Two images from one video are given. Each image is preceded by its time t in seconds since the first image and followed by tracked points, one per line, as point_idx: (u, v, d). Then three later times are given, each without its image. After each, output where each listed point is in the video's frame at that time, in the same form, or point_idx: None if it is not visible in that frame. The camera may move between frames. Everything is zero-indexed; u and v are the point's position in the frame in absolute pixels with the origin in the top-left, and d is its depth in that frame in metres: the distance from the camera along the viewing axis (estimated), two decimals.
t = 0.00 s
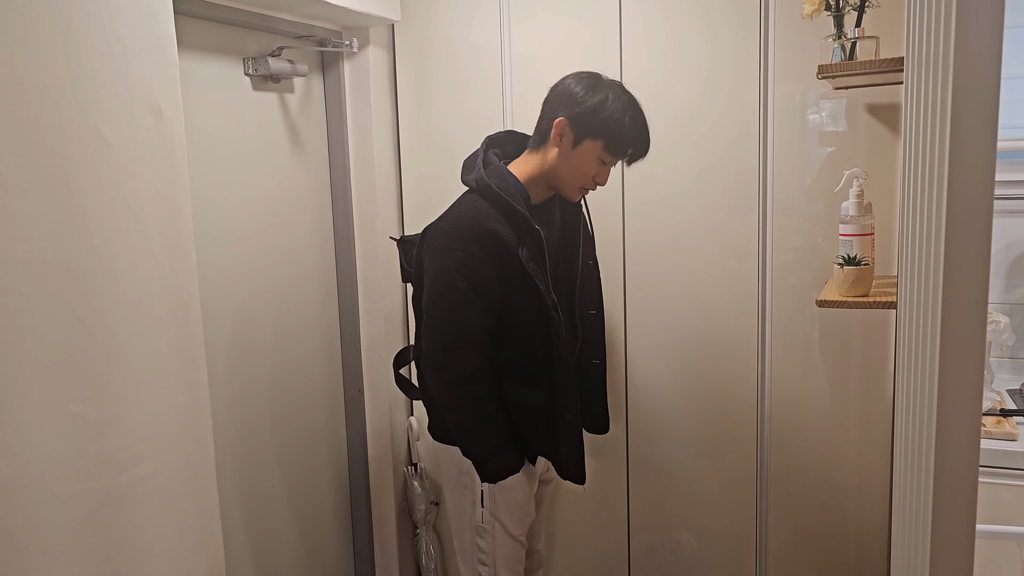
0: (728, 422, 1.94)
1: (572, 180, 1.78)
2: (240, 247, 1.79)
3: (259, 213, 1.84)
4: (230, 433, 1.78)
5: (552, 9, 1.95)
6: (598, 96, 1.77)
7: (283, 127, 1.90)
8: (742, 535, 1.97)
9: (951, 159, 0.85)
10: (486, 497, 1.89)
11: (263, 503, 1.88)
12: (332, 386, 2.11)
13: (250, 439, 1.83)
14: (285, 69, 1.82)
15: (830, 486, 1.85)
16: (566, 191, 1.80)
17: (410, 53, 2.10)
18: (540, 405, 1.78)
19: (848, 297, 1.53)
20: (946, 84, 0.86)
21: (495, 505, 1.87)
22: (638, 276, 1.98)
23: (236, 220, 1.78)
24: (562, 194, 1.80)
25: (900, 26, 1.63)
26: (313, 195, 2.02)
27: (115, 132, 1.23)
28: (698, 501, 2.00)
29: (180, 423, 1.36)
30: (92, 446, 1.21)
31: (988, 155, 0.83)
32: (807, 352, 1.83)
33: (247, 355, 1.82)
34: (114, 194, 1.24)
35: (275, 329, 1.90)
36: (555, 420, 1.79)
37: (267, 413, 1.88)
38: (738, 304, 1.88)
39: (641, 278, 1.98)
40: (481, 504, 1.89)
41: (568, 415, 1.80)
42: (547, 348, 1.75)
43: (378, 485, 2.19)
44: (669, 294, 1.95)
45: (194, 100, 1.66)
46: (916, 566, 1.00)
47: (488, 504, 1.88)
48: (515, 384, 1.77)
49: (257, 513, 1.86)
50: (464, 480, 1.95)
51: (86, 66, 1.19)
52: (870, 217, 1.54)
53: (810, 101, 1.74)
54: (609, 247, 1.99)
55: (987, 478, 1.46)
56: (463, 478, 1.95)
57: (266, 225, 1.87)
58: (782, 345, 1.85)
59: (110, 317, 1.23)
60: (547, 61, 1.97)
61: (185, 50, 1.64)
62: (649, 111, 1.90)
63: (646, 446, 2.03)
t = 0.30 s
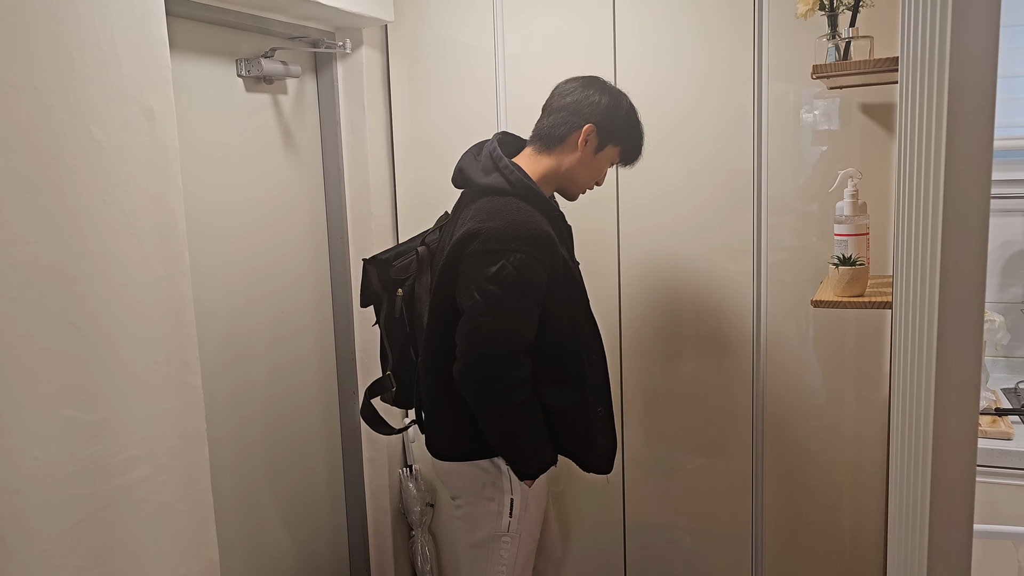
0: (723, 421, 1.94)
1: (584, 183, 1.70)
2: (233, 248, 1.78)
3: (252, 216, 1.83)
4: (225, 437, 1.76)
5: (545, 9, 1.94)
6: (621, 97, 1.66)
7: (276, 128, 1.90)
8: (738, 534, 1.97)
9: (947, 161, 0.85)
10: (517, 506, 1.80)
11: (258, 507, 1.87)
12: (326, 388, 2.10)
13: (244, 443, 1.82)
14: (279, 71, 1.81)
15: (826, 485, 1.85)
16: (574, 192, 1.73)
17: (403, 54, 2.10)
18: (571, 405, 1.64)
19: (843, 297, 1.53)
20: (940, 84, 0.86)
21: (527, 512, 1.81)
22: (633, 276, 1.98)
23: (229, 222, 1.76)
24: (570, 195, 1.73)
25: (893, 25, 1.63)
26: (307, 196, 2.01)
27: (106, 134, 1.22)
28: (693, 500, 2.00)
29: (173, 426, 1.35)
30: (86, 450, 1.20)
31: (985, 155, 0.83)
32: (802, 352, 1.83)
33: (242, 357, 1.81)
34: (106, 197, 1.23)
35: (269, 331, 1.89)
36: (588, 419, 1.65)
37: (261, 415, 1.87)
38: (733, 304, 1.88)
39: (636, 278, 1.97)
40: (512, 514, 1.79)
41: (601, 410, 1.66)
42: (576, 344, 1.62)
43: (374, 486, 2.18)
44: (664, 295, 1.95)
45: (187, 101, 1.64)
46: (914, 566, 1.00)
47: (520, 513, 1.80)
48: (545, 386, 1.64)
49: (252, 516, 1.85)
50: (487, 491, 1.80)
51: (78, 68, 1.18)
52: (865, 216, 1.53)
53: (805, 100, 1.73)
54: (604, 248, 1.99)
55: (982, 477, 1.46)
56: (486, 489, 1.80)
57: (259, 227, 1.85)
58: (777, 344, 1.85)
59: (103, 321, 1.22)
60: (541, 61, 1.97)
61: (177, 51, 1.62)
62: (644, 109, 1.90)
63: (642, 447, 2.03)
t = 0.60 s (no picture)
0: (720, 420, 1.93)
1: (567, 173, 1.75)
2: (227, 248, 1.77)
3: (246, 216, 1.82)
4: (220, 438, 1.76)
5: (540, 8, 1.94)
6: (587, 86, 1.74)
7: (270, 128, 1.89)
8: (735, 533, 1.97)
9: (940, 158, 0.85)
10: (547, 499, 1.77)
11: (254, 508, 1.87)
12: (322, 388, 2.10)
13: (239, 443, 1.82)
14: (273, 70, 1.81)
15: (822, 484, 1.85)
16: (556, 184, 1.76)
17: (398, 53, 2.09)
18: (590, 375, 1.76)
19: (838, 295, 1.52)
20: (934, 80, 0.86)
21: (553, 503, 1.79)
22: (629, 275, 1.97)
23: (223, 222, 1.76)
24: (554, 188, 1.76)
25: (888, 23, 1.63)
26: (302, 196, 2.01)
27: (98, 135, 1.22)
28: (690, 499, 2.00)
29: (167, 427, 1.35)
30: (79, 452, 1.20)
31: (979, 153, 0.83)
32: (799, 350, 1.82)
33: (237, 357, 1.80)
34: (98, 198, 1.22)
35: (264, 331, 1.89)
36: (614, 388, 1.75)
37: (256, 416, 1.87)
38: (729, 303, 1.88)
39: (632, 276, 1.97)
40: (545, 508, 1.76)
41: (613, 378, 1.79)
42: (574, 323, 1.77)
43: (370, 487, 2.18)
44: (660, 294, 1.95)
45: (179, 100, 1.63)
46: (908, 566, 0.99)
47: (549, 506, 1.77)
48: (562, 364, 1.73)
49: (248, 516, 1.85)
50: (522, 490, 1.73)
51: (69, 68, 1.17)
52: (860, 215, 1.53)
53: (801, 98, 1.73)
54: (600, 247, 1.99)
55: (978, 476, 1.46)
56: (521, 487, 1.73)
57: (253, 226, 1.85)
58: (773, 343, 1.85)
59: (95, 323, 1.22)
60: (536, 60, 1.96)
61: (170, 50, 1.61)
62: (639, 107, 1.89)
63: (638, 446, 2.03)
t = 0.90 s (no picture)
0: (721, 420, 1.92)
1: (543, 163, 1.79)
2: (224, 248, 1.76)
3: (244, 215, 1.81)
4: (218, 439, 1.75)
5: (539, 7, 1.93)
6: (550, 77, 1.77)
7: (268, 128, 1.88)
8: (737, 534, 1.96)
9: (942, 158, 0.84)
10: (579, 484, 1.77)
11: (253, 509, 1.86)
12: (321, 388, 2.09)
13: (238, 445, 1.81)
14: (270, 70, 1.80)
15: (824, 485, 1.84)
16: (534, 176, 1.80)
17: (397, 52, 2.08)
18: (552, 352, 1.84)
19: (840, 296, 1.51)
20: (936, 79, 0.85)
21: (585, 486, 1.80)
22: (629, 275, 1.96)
23: (221, 221, 1.75)
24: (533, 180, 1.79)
25: (890, 21, 1.62)
26: (300, 196, 2.00)
27: (93, 135, 1.21)
28: (691, 500, 1.99)
29: (162, 429, 1.34)
30: (73, 455, 1.19)
31: (982, 152, 0.82)
32: (800, 351, 1.81)
33: (234, 358, 1.79)
34: (92, 198, 1.21)
35: (262, 332, 1.88)
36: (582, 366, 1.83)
37: (255, 417, 1.86)
38: (730, 303, 1.87)
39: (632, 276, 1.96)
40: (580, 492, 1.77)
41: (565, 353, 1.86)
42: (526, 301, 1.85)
43: (370, 488, 2.17)
44: (661, 294, 1.94)
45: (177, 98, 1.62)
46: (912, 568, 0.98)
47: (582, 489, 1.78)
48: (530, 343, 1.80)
49: (246, 518, 1.84)
50: (557, 481, 1.72)
51: (63, 68, 1.16)
52: (861, 214, 1.52)
53: (801, 97, 1.72)
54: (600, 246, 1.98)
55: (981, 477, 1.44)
56: (556, 478, 1.71)
57: (251, 226, 1.84)
58: (775, 343, 1.84)
59: (89, 325, 1.21)
60: (535, 59, 1.95)
61: (166, 49, 1.60)
62: (638, 106, 1.88)
63: (639, 447, 2.02)
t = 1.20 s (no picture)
0: (725, 425, 1.91)
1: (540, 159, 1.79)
2: (227, 251, 1.75)
3: (246, 218, 1.80)
4: (220, 443, 1.74)
5: (544, 8, 1.92)
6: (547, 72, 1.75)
7: (271, 130, 1.87)
8: (741, 540, 1.94)
9: (954, 163, 0.82)
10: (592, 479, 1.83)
11: (254, 514, 1.85)
12: (323, 392, 2.08)
13: (240, 449, 1.80)
14: (273, 72, 1.79)
15: (830, 491, 1.82)
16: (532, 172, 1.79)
17: (400, 54, 2.07)
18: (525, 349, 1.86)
19: (846, 301, 1.49)
20: (948, 83, 0.83)
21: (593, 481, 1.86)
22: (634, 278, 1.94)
23: (224, 224, 1.74)
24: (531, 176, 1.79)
25: (897, 23, 1.60)
26: (303, 199, 1.99)
27: (93, 139, 1.20)
28: (695, 506, 1.97)
29: (163, 434, 1.33)
30: (73, 461, 1.18)
31: (995, 158, 0.81)
32: (806, 355, 1.79)
33: (237, 362, 1.78)
34: (92, 202, 1.20)
35: (264, 336, 1.87)
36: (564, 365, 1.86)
37: (257, 421, 1.85)
38: (735, 307, 1.86)
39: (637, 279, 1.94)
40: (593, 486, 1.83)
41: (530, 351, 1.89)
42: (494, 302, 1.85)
43: (372, 492, 2.16)
44: (665, 298, 1.92)
45: (179, 100, 1.61)
46: None
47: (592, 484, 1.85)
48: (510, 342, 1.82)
49: (248, 523, 1.83)
50: (581, 475, 1.77)
51: (63, 71, 1.15)
52: (868, 219, 1.51)
53: (806, 100, 1.70)
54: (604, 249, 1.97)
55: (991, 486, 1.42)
56: (580, 474, 1.76)
57: (253, 229, 1.83)
58: (780, 348, 1.82)
59: (88, 330, 1.20)
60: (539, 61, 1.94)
61: (168, 52, 1.59)
62: (643, 109, 1.87)
63: (643, 451, 2.00)
